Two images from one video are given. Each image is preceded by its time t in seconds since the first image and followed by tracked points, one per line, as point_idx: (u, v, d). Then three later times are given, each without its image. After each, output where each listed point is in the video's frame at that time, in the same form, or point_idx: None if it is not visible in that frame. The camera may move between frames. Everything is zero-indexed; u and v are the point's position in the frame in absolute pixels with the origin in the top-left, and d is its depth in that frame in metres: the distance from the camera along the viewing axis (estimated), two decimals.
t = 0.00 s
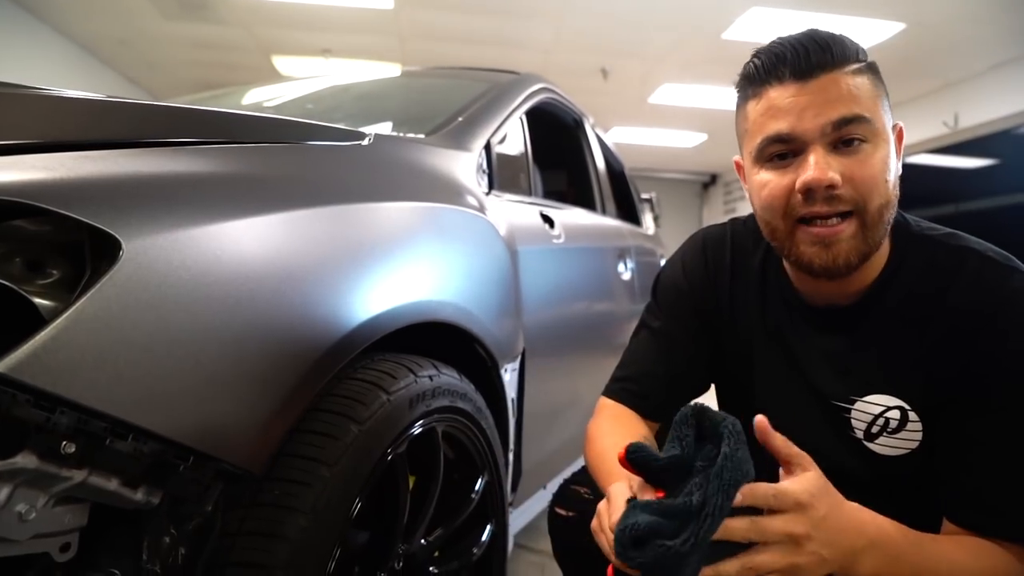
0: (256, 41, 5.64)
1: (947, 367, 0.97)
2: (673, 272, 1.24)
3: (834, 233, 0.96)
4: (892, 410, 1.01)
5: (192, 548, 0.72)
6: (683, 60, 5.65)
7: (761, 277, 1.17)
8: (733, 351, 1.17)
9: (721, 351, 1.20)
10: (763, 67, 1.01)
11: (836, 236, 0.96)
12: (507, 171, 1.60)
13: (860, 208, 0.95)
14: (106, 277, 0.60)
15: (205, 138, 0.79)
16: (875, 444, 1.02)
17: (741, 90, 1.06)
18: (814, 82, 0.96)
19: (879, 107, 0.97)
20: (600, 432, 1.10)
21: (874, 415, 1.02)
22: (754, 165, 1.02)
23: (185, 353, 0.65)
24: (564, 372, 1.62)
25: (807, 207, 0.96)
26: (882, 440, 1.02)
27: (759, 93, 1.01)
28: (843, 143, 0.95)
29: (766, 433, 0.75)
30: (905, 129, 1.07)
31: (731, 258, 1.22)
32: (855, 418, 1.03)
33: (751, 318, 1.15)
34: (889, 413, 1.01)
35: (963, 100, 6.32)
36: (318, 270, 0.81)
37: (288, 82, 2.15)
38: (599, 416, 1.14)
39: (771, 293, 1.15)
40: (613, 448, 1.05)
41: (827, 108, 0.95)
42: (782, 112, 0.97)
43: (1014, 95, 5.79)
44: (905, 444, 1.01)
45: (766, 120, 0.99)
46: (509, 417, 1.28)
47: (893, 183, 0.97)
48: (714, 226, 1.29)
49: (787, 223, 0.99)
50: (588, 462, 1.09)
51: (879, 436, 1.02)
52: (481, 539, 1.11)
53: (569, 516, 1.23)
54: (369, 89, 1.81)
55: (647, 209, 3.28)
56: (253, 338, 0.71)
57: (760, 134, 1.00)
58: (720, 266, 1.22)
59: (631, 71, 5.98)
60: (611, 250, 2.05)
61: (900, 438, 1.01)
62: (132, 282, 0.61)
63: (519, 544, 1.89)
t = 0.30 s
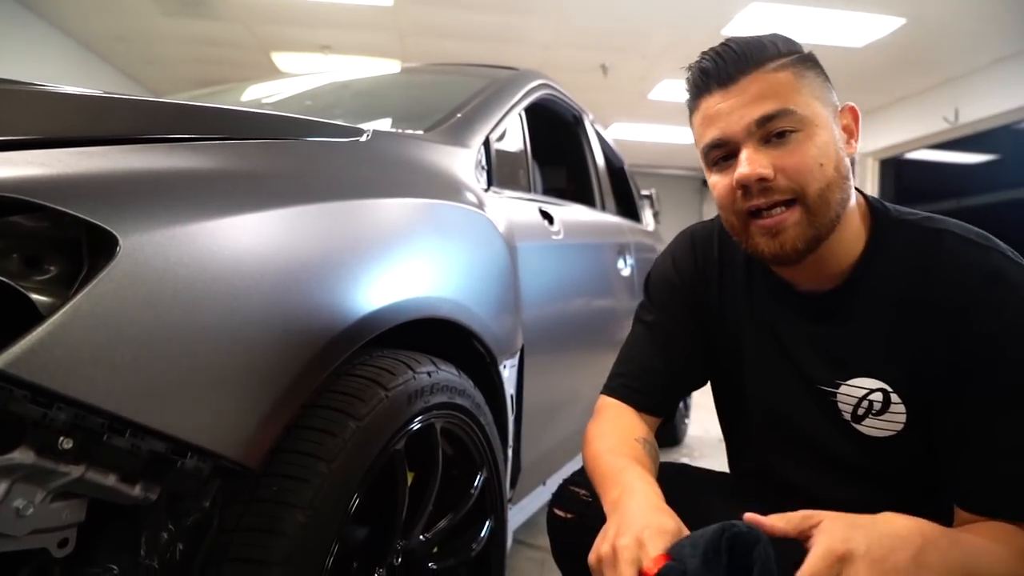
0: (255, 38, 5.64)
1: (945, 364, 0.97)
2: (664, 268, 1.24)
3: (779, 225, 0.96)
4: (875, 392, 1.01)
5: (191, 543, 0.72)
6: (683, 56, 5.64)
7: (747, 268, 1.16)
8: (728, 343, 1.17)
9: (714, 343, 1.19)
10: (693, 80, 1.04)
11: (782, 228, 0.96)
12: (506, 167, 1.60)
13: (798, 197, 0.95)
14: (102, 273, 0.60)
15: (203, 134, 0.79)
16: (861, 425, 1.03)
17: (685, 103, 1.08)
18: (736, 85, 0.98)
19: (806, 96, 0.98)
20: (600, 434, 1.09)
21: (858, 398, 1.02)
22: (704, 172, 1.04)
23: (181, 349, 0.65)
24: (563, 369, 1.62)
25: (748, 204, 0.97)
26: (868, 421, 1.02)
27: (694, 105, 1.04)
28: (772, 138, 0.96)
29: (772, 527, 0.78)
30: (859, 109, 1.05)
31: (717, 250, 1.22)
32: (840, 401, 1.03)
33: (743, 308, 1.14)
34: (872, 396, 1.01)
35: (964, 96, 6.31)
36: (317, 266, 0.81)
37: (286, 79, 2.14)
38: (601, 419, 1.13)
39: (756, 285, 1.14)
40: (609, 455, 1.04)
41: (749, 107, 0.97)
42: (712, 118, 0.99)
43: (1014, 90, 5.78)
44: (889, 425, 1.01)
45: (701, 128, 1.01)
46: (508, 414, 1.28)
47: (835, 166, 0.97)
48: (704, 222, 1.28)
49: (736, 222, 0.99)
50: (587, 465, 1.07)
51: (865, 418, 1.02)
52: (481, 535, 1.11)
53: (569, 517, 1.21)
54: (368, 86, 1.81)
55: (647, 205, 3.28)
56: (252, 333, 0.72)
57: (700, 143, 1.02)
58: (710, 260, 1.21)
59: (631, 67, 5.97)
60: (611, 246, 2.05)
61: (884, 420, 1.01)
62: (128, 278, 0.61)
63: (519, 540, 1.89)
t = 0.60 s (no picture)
0: (256, 37, 5.64)
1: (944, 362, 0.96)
2: (642, 275, 1.23)
3: (770, 206, 0.94)
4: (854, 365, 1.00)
5: (190, 539, 0.72)
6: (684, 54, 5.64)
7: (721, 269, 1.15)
8: (711, 346, 1.15)
9: (697, 347, 1.18)
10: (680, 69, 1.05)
11: (773, 209, 0.94)
12: (505, 166, 1.59)
13: (790, 178, 0.94)
14: (100, 271, 0.60)
15: (201, 132, 0.79)
16: (844, 403, 1.01)
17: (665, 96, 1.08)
18: (727, 71, 1.00)
19: (790, 87, 1.00)
20: (593, 436, 1.08)
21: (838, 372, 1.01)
22: (689, 160, 1.03)
23: (178, 348, 0.65)
24: (563, 369, 1.62)
25: (741, 185, 0.95)
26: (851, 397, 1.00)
27: (681, 93, 1.04)
28: (763, 122, 0.97)
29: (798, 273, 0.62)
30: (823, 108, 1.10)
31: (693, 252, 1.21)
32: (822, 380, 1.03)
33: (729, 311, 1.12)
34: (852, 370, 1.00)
35: (964, 92, 6.29)
36: (317, 264, 0.81)
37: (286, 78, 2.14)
38: (593, 422, 1.11)
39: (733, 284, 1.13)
40: (609, 456, 1.03)
41: (742, 92, 0.98)
42: (704, 103, 1.00)
43: (1015, 86, 5.77)
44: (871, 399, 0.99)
45: (692, 113, 1.01)
46: (506, 412, 1.28)
47: (819, 155, 0.98)
48: (680, 226, 1.28)
49: (727, 205, 0.97)
50: (582, 469, 1.06)
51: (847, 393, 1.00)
52: (479, 534, 1.11)
53: (561, 525, 1.20)
54: (369, 84, 1.81)
55: (649, 205, 3.29)
56: (251, 331, 0.72)
57: (689, 129, 1.02)
58: (687, 264, 1.20)
59: (631, 65, 5.97)
60: (611, 245, 2.05)
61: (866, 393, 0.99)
62: (125, 276, 0.61)
63: (518, 539, 1.89)
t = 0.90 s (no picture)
0: (258, 40, 5.66)
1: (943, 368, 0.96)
2: (631, 279, 1.24)
3: (737, 220, 0.95)
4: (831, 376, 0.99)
5: (186, 542, 0.72)
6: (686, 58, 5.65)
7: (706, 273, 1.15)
8: (695, 350, 1.16)
9: (688, 351, 1.18)
10: (667, 75, 1.05)
11: (740, 224, 0.95)
12: (505, 170, 1.59)
13: (760, 194, 0.94)
14: (98, 275, 0.60)
15: (200, 136, 0.80)
16: (823, 414, 1.00)
17: (653, 100, 1.09)
18: (709, 82, 1.00)
19: (774, 101, 0.99)
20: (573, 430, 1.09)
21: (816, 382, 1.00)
22: (668, 168, 1.03)
23: (176, 351, 0.65)
24: (562, 373, 1.61)
25: (711, 198, 0.96)
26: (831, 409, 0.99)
27: (666, 99, 1.04)
28: (739, 136, 0.96)
29: (799, 259, 0.55)
30: (814, 122, 1.07)
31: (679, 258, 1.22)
32: (800, 390, 1.02)
33: (719, 314, 1.11)
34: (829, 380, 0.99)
35: (965, 97, 6.29)
36: (316, 268, 0.81)
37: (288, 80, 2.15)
38: (576, 421, 1.11)
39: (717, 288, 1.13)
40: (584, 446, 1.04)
41: (721, 104, 0.98)
42: (683, 113, 1.00)
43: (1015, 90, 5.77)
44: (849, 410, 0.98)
45: (672, 122, 1.02)
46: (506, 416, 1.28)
47: (794, 171, 0.97)
48: (666, 231, 1.30)
49: (697, 215, 0.99)
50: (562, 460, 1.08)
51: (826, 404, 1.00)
52: (478, 537, 1.11)
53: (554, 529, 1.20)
54: (370, 87, 1.81)
55: (649, 208, 3.29)
56: (250, 334, 0.72)
57: (668, 137, 1.03)
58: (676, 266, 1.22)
59: (632, 69, 5.98)
60: (611, 249, 2.05)
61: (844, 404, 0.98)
62: (123, 280, 0.61)
63: (517, 542, 1.89)
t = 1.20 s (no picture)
0: (260, 43, 5.67)
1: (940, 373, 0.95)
2: (630, 277, 1.23)
3: (750, 249, 0.97)
4: (823, 404, 1.00)
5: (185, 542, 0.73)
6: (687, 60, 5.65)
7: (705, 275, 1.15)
8: (692, 352, 1.16)
9: (683, 351, 1.17)
10: (677, 88, 1.01)
11: (754, 253, 0.97)
12: (506, 172, 1.60)
13: (774, 223, 0.96)
14: (96, 277, 0.60)
15: (200, 138, 0.80)
16: (810, 437, 1.02)
17: (659, 109, 1.05)
18: (724, 102, 0.96)
19: (789, 123, 0.98)
20: (579, 446, 1.09)
21: (807, 409, 1.01)
22: (676, 185, 1.03)
23: (174, 353, 0.65)
24: (562, 375, 1.61)
25: (724, 226, 0.97)
26: (818, 433, 1.01)
27: (675, 114, 1.01)
28: (754, 163, 0.96)
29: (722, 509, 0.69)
30: (820, 132, 1.08)
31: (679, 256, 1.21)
32: (789, 413, 1.03)
33: (716, 316, 1.11)
34: (820, 408, 1.00)
35: (965, 100, 6.30)
36: (317, 272, 0.82)
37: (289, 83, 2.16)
38: (576, 431, 1.11)
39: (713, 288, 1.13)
40: (598, 473, 1.05)
41: (737, 129, 0.96)
42: (696, 134, 0.98)
43: (1015, 94, 5.78)
44: (836, 436, 1.00)
45: (683, 141, 0.99)
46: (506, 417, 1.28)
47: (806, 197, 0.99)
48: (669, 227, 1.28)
49: (707, 240, 1.00)
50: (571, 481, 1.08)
51: (815, 429, 1.01)
52: (477, 539, 1.11)
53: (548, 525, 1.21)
54: (371, 90, 1.82)
55: (650, 211, 3.29)
56: (249, 336, 0.72)
57: (678, 156, 1.00)
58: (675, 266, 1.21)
59: (633, 72, 5.99)
60: (611, 251, 2.05)
61: (832, 431, 1.00)
62: (121, 282, 0.62)
63: (516, 544, 1.89)
